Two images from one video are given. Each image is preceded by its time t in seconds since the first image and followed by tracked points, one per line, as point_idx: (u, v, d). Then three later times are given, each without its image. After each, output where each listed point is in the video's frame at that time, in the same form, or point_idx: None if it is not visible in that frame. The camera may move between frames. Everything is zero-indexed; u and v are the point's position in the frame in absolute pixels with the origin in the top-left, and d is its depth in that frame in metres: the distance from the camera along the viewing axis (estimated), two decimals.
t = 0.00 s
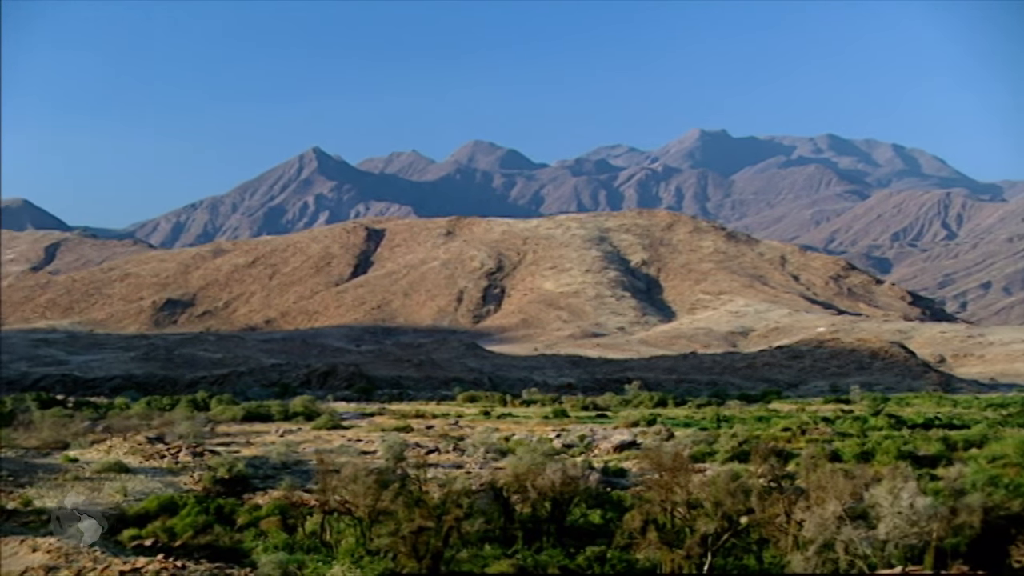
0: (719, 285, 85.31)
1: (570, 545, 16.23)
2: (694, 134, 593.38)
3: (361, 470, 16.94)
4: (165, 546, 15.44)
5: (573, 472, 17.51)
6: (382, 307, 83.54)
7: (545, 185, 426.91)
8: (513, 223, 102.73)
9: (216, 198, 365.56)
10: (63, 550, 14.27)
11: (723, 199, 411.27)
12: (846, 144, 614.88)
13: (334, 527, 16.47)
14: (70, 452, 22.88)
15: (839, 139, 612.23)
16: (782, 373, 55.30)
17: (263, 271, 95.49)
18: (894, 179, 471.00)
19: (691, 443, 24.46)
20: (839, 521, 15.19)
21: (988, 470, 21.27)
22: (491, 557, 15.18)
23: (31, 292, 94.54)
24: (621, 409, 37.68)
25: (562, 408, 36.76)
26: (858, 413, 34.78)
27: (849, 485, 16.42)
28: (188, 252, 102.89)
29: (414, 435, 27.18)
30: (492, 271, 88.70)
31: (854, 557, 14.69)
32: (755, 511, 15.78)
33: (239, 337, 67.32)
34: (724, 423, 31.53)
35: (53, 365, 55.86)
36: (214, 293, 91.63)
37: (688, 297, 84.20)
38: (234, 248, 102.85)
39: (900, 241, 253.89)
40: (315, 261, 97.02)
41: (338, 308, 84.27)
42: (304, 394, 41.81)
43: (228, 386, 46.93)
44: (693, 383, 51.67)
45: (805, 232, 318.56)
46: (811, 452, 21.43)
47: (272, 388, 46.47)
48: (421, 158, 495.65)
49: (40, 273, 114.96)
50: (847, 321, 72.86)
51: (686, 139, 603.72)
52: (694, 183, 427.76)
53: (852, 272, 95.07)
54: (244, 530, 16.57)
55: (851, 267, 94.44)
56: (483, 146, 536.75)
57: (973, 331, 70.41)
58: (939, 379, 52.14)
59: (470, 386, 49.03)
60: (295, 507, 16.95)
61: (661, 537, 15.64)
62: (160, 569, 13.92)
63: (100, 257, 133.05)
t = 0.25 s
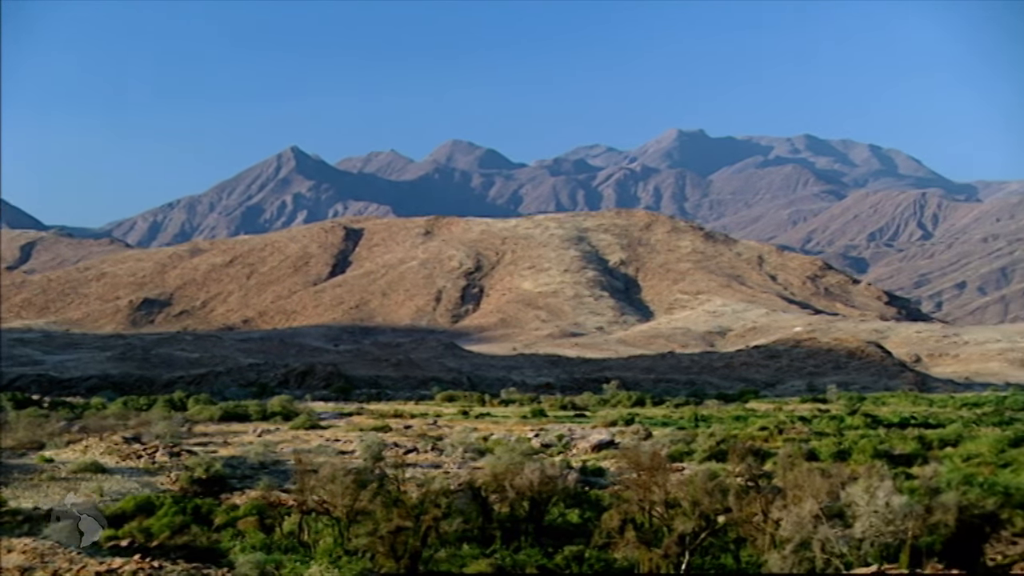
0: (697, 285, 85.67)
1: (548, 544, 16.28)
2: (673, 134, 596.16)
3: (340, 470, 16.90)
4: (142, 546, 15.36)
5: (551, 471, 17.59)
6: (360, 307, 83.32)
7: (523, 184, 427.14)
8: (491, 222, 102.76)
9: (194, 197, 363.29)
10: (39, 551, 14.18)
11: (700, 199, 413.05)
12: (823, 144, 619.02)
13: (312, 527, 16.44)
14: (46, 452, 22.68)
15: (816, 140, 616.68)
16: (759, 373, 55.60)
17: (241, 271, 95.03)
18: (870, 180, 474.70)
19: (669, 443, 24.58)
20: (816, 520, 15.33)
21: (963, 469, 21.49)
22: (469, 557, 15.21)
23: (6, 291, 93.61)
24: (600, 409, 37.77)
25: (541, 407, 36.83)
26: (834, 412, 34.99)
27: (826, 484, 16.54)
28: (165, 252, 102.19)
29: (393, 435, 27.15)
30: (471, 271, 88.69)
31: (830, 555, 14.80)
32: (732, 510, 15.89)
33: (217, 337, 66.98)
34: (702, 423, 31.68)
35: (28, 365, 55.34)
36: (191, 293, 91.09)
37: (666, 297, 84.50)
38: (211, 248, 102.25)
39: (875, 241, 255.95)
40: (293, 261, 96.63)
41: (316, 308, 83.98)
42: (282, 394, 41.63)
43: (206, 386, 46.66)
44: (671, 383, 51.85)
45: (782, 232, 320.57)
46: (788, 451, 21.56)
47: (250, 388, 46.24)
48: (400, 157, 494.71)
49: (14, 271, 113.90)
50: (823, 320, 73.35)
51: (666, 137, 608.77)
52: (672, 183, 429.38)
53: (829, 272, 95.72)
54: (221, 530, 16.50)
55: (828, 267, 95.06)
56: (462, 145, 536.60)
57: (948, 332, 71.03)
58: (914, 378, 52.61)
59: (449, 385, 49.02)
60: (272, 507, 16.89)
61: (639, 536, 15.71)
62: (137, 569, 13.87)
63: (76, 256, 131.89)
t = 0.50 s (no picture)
0: (672, 285, 86.01)
1: (524, 544, 16.32)
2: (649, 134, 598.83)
3: (315, 469, 16.85)
4: (116, 547, 15.27)
5: (527, 470, 17.64)
6: (336, 306, 83.02)
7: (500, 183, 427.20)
8: (467, 221, 102.70)
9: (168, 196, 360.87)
10: (10, 552, 14.07)
11: (676, 199, 415.00)
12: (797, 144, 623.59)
13: (287, 527, 16.40)
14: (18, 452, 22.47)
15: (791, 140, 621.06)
16: (734, 372, 55.91)
17: (216, 270, 94.48)
18: (843, 181, 478.61)
19: (644, 442, 24.68)
20: (790, 519, 15.45)
21: (935, 467, 21.71)
22: (445, 556, 15.22)
23: None
24: (575, 408, 37.84)
25: (516, 407, 36.86)
26: (808, 412, 35.23)
27: (800, 482, 16.65)
28: (139, 250, 101.38)
29: (369, 434, 27.09)
30: (447, 270, 88.61)
31: (804, 554, 14.93)
32: (707, 509, 15.98)
33: (191, 336, 66.54)
34: (677, 422, 31.82)
35: None
36: (166, 292, 90.46)
37: (642, 296, 84.76)
38: (186, 247, 101.56)
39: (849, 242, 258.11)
40: (268, 260, 96.13)
41: (292, 307, 83.61)
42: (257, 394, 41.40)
43: (180, 385, 46.35)
44: (646, 382, 51.98)
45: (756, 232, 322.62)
46: (762, 450, 21.70)
47: (224, 387, 45.98)
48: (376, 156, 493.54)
49: None
50: (798, 320, 73.81)
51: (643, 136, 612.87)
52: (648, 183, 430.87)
53: (803, 271, 96.40)
54: (195, 530, 16.42)
55: (802, 267, 95.73)
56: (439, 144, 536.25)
57: (920, 331, 71.69)
58: (887, 377, 53.08)
59: (425, 385, 48.97)
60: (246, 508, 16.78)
61: (615, 536, 15.77)
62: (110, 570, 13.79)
63: (49, 255, 130.61)
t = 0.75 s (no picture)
0: (651, 285, 86.30)
1: (502, 543, 16.35)
2: (627, 134, 600.61)
3: (294, 469, 16.80)
4: (92, 548, 15.19)
5: (506, 470, 17.66)
6: (315, 306, 82.74)
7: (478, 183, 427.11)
8: (446, 221, 102.62)
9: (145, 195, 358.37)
10: None
11: (654, 199, 416.59)
12: (775, 144, 627.01)
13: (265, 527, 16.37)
14: None
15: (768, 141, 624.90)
16: (712, 372, 56.18)
17: (193, 269, 93.96)
18: (821, 181, 481.85)
19: (623, 442, 24.77)
20: (767, 518, 15.57)
21: (911, 466, 21.90)
22: (423, 556, 15.23)
23: None
24: (554, 408, 37.90)
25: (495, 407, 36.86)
26: (786, 411, 35.46)
27: (777, 482, 16.74)
28: (115, 250, 100.61)
29: (348, 434, 27.04)
30: (426, 270, 88.53)
31: (781, 553, 15.04)
32: (685, 508, 16.05)
33: (168, 336, 66.11)
34: (655, 422, 31.93)
35: None
36: (143, 292, 89.88)
37: (621, 296, 84.98)
38: (164, 246, 100.91)
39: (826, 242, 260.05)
40: (246, 259, 95.65)
41: (270, 307, 83.25)
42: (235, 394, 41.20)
43: (158, 385, 46.07)
44: (625, 382, 52.10)
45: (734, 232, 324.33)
46: (740, 449, 21.81)
47: (202, 387, 45.74)
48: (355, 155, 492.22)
49: None
50: (775, 320, 74.21)
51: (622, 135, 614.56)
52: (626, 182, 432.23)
53: (781, 271, 96.97)
54: (173, 531, 16.35)
55: (780, 266, 96.29)
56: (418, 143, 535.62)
57: (896, 330, 72.25)
58: (864, 377, 53.50)
59: (404, 384, 48.92)
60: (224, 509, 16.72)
61: (593, 535, 15.83)
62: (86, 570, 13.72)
63: (24, 254, 129.42)
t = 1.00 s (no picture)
0: (628, 284, 86.58)
1: (480, 543, 16.36)
2: (605, 133, 602.12)
3: (271, 469, 16.75)
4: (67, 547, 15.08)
5: (483, 469, 17.67)
6: (292, 305, 82.42)
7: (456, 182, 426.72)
8: (424, 220, 102.48)
9: (121, 194, 355.53)
10: None
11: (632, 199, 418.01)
12: (752, 144, 630.36)
13: (242, 527, 16.33)
14: None
15: (745, 141, 628.37)
16: (689, 371, 56.45)
17: (170, 269, 93.37)
18: (797, 181, 484.93)
19: (600, 441, 24.87)
20: (744, 517, 15.68)
21: (886, 465, 22.11)
22: (401, 556, 15.24)
23: None
24: (532, 407, 37.97)
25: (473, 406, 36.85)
26: (763, 410, 35.72)
27: (754, 481, 16.84)
28: (90, 249, 99.76)
29: (325, 434, 27.01)
30: (404, 269, 88.42)
31: (757, 551, 15.16)
32: (662, 507, 16.10)
33: (145, 335, 65.64)
34: (633, 421, 32.05)
35: None
36: (119, 291, 89.24)
37: (598, 296, 85.20)
38: (139, 245, 100.19)
39: (802, 242, 261.90)
40: (223, 258, 95.10)
41: (247, 306, 82.84)
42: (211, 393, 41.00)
43: (134, 385, 45.78)
44: (603, 381, 52.21)
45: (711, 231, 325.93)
46: (717, 448, 21.93)
47: (178, 387, 45.48)
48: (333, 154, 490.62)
49: None
50: (752, 319, 74.62)
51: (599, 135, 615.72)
52: (604, 182, 433.29)
53: (757, 271, 97.52)
54: (149, 531, 16.26)
55: (756, 266, 96.82)
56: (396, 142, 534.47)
57: (872, 330, 72.83)
58: (840, 376, 53.93)
59: (382, 384, 48.85)
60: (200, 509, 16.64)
61: (571, 534, 15.86)
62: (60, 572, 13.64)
63: None
